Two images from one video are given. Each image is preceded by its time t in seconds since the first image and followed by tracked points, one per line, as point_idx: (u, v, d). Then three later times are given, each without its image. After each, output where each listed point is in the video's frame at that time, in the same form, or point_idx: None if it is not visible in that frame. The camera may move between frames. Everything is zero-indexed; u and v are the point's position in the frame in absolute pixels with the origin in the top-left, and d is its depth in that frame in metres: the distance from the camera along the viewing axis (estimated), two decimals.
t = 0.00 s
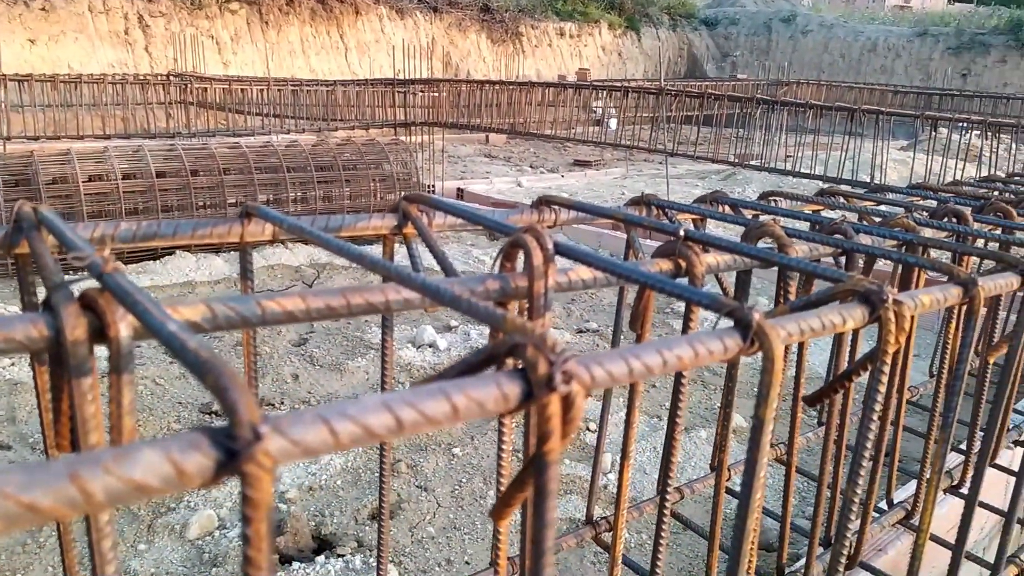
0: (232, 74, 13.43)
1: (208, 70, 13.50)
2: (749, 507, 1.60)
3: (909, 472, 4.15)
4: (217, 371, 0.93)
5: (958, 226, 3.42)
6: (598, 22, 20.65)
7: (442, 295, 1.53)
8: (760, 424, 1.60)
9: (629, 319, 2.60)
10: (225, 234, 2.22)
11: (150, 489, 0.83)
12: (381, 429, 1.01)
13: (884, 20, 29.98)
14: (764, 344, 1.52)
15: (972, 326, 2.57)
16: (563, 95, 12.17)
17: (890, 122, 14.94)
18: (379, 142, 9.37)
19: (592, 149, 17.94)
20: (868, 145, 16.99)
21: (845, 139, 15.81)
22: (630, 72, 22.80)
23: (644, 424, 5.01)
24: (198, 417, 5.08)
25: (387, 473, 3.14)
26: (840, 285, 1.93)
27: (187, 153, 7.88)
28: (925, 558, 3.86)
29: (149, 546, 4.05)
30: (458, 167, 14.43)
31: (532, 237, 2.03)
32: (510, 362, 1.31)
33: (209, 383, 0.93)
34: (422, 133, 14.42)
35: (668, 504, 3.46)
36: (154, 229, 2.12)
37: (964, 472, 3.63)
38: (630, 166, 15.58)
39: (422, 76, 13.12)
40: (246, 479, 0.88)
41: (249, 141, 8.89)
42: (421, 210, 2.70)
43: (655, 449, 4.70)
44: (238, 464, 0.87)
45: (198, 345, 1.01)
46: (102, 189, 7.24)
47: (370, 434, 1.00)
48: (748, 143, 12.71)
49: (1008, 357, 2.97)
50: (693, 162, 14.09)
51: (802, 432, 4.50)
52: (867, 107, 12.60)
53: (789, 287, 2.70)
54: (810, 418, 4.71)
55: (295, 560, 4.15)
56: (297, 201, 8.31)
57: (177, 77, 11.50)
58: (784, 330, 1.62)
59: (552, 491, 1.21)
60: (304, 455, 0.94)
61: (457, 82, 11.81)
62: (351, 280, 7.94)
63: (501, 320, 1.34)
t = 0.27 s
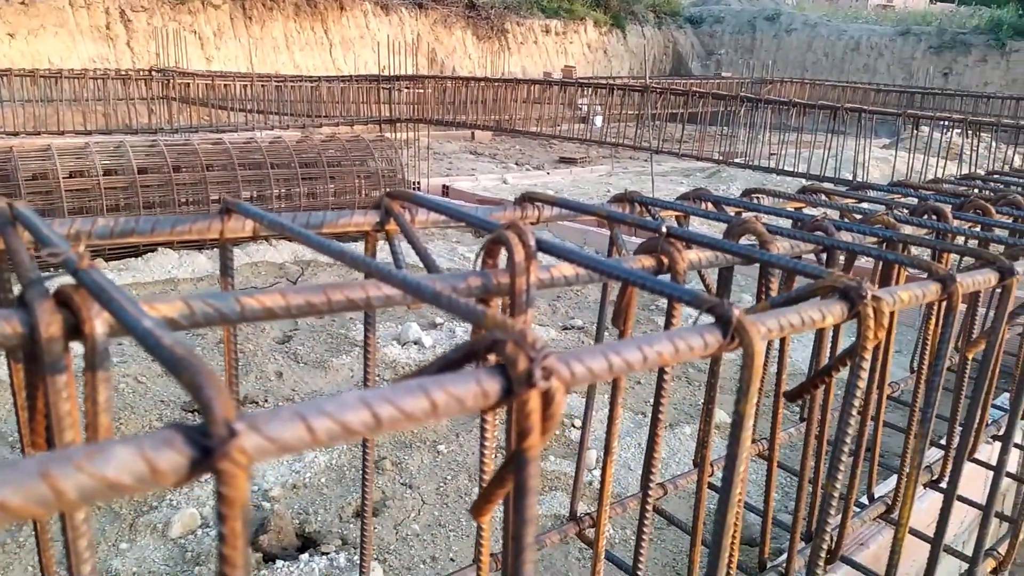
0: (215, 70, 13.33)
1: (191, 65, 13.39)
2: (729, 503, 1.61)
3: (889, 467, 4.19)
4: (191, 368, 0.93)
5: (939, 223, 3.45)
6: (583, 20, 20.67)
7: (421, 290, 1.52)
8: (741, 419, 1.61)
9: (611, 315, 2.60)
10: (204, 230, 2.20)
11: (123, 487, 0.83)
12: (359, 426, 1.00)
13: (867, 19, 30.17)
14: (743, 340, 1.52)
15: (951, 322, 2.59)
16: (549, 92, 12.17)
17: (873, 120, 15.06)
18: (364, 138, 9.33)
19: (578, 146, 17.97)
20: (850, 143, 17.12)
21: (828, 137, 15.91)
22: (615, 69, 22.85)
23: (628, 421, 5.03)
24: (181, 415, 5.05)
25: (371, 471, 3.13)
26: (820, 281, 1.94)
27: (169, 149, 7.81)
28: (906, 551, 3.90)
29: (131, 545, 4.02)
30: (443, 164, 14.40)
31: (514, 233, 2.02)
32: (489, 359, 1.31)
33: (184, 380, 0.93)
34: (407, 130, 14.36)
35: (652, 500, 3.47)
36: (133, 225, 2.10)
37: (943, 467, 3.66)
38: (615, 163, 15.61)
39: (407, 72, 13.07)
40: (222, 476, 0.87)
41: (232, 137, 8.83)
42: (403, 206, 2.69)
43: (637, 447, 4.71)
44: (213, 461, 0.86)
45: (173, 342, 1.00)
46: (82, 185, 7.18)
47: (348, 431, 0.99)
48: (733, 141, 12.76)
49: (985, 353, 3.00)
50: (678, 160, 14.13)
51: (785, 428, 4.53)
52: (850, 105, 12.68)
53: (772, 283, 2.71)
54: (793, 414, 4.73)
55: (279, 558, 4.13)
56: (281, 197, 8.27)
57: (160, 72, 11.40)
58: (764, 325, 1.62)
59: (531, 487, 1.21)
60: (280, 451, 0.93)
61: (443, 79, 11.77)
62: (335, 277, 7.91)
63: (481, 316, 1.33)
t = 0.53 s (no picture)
0: (200, 65, 13.22)
1: (175, 61, 13.27)
2: (713, 496, 1.62)
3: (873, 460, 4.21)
4: (168, 366, 0.92)
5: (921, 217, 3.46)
6: (570, 15, 20.67)
7: (403, 287, 1.52)
8: (725, 413, 1.62)
9: (597, 311, 2.60)
10: (185, 226, 2.19)
11: (98, 486, 0.82)
12: (339, 423, 0.99)
13: (852, 15, 30.30)
14: (727, 334, 1.53)
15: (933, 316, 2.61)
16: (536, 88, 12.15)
17: (858, 115, 15.14)
18: (350, 134, 9.29)
19: (565, 142, 17.96)
20: (836, 138, 17.21)
21: (814, 132, 15.97)
22: (602, 65, 22.86)
23: (615, 416, 5.03)
24: (166, 413, 5.01)
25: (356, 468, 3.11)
26: (803, 275, 1.94)
27: (153, 145, 7.75)
28: (889, 543, 3.93)
29: (117, 544, 3.99)
30: (430, 159, 14.37)
31: (498, 228, 2.02)
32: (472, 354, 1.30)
33: (160, 378, 0.92)
34: (394, 125, 14.30)
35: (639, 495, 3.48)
36: (112, 222, 2.08)
37: (927, 459, 3.69)
38: (602, 158, 15.62)
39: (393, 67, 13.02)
40: (198, 474, 0.87)
41: (217, 133, 8.77)
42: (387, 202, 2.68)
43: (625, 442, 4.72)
44: (190, 459, 0.86)
45: (149, 339, 0.99)
46: (65, 182, 7.11)
47: (328, 428, 0.99)
48: (719, 136, 12.79)
49: (967, 346, 3.03)
50: (665, 155, 14.16)
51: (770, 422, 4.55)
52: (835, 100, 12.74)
53: (756, 278, 2.72)
54: (779, 408, 4.76)
55: (266, 557, 4.10)
56: (267, 194, 8.23)
57: (144, 68, 11.30)
58: (747, 320, 1.63)
59: (513, 483, 1.21)
60: (259, 449, 0.92)
61: (429, 75, 11.74)
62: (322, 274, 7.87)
63: (464, 312, 1.33)
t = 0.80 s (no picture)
0: (184, 61, 13.13)
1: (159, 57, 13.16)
2: (694, 495, 1.63)
3: (856, 458, 4.24)
4: (142, 366, 0.91)
5: (903, 217, 3.47)
6: (557, 13, 20.69)
7: (383, 287, 1.51)
8: (706, 413, 1.62)
9: (581, 310, 2.59)
10: (165, 224, 2.17)
11: (67, 491, 0.81)
12: (317, 425, 0.98)
13: (837, 15, 30.49)
14: (708, 334, 1.53)
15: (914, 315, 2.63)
16: (524, 85, 12.15)
17: (843, 114, 15.24)
18: (336, 131, 9.25)
19: (552, 140, 17.98)
20: (821, 137, 17.31)
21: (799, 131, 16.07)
22: (589, 63, 22.89)
23: (600, 414, 5.04)
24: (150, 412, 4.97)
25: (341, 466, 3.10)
26: (786, 275, 1.95)
27: (137, 140, 7.68)
28: (871, 540, 3.96)
29: (99, 544, 3.95)
30: (418, 157, 14.34)
31: (480, 227, 2.01)
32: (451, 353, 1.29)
33: (133, 379, 0.91)
34: (381, 123, 14.26)
35: (624, 493, 3.48)
36: (91, 219, 2.05)
37: (908, 457, 3.72)
38: (590, 157, 15.64)
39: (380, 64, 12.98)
40: (171, 477, 0.86)
41: (201, 129, 8.71)
42: (370, 200, 2.66)
43: (609, 441, 4.72)
44: (163, 462, 0.86)
45: (122, 340, 0.97)
46: (47, 178, 7.04)
47: (305, 429, 0.97)
48: (706, 135, 12.84)
49: (948, 346, 3.05)
50: (652, 153, 14.19)
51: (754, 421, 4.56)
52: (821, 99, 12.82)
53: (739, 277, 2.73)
54: (763, 405, 4.78)
55: (250, 556, 4.07)
56: (252, 190, 8.19)
57: (128, 63, 11.20)
58: (728, 320, 1.64)
59: (493, 485, 1.21)
60: (234, 451, 0.91)
61: (416, 72, 11.70)
62: (307, 272, 7.84)
63: (444, 311, 1.32)
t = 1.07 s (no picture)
0: (168, 56, 13.02)
1: (143, 51, 13.05)
2: (673, 492, 1.63)
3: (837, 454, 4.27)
4: (111, 367, 0.90)
5: (884, 216, 3.48)
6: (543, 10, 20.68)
7: (361, 285, 1.50)
8: (685, 411, 1.62)
9: (563, 307, 2.59)
10: (143, 222, 2.15)
11: (34, 493, 0.80)
12: (291, 426, 0.97)
13: (822, 13, 30.68)
14: (687, 333, 1.53)
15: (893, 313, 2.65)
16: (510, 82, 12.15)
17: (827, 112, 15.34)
18: (321, 127, 9.21)
19: (538, 137, 17.98)
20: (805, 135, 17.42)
21: (784, 129, 16.15)
22: (575, 60, 22.91)
23: (585, 411, 5.04)
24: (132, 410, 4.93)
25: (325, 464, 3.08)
26: (766, 272, 1.95)
27: (119, 135, 7.61)
28: (852, 536, 3.99)
29: (80, 543, 3.91)
30: (404, 153, 14.30)
31: (461, 225, 2.01)
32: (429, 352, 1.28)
33: (102, 379, 0.90)
34: (367, 118, 14.20)
35: (607, 489, 3.49)
36: (67, 217, 2.03)
37: (889, 453, 3.75)
38: (576, 154, 15.66)
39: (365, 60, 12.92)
40: (141, 480, 0.85)
41: (184, 124, 8.65)
42: (351, 197, 2.65)
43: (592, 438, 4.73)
44: (132, 464, 0.85)
45: (93, 340, 0.96)
46: (28, 173, 6.96)
47: (279, 430, 0.97)
48: (691, 132, 12.88)
49: (928, 343, 3.07)
50: (638, 151, 14.23)
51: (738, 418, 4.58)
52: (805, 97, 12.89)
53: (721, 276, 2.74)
54: (747, 402, 4.80)
55: (233, 553, 4.05)
56: (236, 187, 8.13)
57: (110, 57, 11.09)
58: (708, 318, 1.64)
59: (471, 483, 1.20)
60: (206, 452, 0.90)
61: (402, 67, 11.66)
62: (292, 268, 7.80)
63: (422, 310, 1.31)
